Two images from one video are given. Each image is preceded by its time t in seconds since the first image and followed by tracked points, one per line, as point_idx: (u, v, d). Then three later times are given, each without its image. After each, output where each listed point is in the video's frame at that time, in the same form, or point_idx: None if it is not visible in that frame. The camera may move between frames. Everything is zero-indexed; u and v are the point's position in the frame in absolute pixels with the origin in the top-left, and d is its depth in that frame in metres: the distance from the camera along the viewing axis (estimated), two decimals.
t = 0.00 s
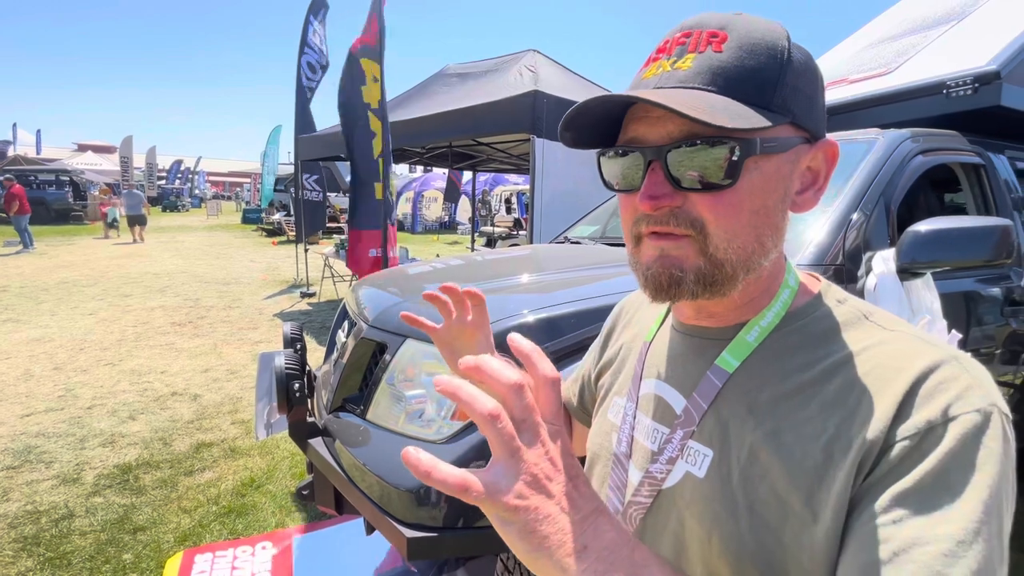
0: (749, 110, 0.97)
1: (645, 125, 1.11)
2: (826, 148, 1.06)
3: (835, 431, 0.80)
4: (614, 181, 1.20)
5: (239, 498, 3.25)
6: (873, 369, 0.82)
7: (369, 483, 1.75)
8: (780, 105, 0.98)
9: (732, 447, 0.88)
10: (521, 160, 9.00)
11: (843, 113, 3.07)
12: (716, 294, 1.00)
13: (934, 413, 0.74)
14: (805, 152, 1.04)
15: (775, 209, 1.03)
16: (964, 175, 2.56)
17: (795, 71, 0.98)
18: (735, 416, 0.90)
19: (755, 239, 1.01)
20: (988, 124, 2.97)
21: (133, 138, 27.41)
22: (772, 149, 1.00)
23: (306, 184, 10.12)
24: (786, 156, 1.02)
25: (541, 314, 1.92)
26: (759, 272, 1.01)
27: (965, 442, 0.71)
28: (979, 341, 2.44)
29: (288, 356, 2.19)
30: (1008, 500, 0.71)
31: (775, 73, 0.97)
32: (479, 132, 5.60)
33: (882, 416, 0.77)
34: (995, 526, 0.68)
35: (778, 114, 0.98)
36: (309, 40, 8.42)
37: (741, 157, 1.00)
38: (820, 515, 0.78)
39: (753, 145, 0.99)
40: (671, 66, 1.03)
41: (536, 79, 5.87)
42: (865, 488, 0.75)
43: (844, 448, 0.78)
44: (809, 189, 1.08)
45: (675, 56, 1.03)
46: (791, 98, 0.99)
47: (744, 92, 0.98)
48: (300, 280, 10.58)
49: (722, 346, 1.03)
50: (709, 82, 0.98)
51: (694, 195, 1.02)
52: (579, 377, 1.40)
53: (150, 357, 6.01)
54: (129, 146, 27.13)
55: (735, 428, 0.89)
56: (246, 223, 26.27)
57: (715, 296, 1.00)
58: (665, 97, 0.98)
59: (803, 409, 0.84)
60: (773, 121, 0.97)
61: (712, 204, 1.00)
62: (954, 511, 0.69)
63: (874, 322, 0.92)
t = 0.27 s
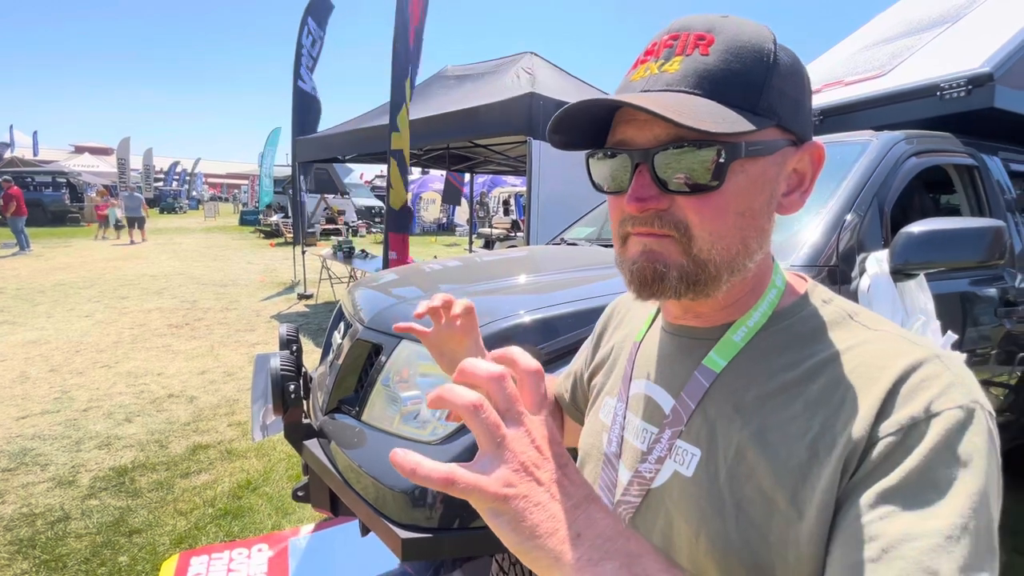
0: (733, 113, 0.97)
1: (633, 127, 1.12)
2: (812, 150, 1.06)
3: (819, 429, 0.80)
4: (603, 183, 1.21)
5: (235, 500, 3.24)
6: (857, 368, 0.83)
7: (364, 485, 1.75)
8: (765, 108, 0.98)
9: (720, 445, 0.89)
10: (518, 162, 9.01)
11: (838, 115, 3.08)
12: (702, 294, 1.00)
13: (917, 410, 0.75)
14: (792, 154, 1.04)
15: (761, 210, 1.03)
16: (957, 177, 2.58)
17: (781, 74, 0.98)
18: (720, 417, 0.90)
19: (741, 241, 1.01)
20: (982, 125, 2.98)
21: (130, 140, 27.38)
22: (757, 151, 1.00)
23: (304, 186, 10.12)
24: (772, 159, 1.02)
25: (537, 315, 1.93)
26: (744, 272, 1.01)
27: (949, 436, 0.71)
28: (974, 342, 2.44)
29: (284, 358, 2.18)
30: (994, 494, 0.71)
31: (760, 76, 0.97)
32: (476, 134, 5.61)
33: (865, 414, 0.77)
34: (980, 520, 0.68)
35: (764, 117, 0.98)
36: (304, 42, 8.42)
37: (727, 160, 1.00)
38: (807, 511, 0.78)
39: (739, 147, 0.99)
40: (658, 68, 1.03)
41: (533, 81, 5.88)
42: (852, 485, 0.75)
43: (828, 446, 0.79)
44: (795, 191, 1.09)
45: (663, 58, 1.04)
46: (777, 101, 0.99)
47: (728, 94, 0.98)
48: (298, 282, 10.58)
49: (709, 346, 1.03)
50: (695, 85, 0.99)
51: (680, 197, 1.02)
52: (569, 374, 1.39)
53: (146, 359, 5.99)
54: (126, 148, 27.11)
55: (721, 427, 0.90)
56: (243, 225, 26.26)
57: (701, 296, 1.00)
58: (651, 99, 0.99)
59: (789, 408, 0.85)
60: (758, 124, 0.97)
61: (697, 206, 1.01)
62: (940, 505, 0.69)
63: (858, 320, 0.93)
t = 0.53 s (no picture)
0: (719, 113, 0.97)
1: (621, 127, 1.12)
2: (799, 151, 1.06)
3: (790, 439, 0.81)
4: (592, 183, 1.22)
5: (231, 503, 3.23)
6: (835, 376, 0.83)
7: (358, 487, 1.74)
8: (751, 109, 0.98)
9: (696, 449, 0.89)
10: (515, 164, 9.01)
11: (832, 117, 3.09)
12: (685, 294, 1.00)
13: (887, 430, 0.75)
14: (778, 154, 1.04)
15: (746, 211, 1.03)
16: (951, 178, 2.58)
17: (768, 74, 0.98)
18: (701, 421, 0.91)
19: (726, 241, 1.01)
20: (976, 127, 3.00)
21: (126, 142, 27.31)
22: (742, 151, 1.00)
23: (301, 187, 10.11)
24: (757, 160, 1.02)
25: (533, 315, 1.93)
26: (729, 273, 1.01)
27: (913, 460, 0.72)
28: (969, 342, 2.45)
29: (278, 360, 2.17)
30: (951, 516, 0.72)
31: (745, 77, 0.97)
32: (472, 135, 5.61)
33: (837, 427, 0.78)
34: (931, 543, 0.70)
35: (749, 118, 0.98)
36: (299, 43, 8.43)
37: (710, 161, 1.00)
38: (768, 520, 0.80)
39: (723, 147, 0.99)
40: (645, 68, 1.03)
41: (530, 83, 5.90)
42: (813, 497, 0.77)
43: (797, 457, 0.79)
44: (782, 193, 1.08)
45: (650, 57, 1.04)
46: (762, 102, 0.99)
47: (714, 95, 0.98)
48: (295, 284, 10.56)
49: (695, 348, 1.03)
50: (681, 85, 0.99)
51: (664, 197, 1.03)
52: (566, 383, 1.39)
53: (142, 361, 5.98)
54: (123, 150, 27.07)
55: (701, 431, 0.90)
56: (240, 227, 26.22)
57: (685, 296, 1.01)
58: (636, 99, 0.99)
59: (766, 413, 0.84)
60: (743, 125, 0.97)
61: (681, 206, 1.01)
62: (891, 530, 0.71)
63: (842, 323, 0.93)
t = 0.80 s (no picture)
0: (698, 105, 0.97)
1: (603, 120, 1.13)
2: (783, 148, 1.06)
3: (779, 425, 0.81)
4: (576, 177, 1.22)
5: (227, 505, 3.22)
6: (819, 359, 0.82)
7: (353, 489, 1.74)
8: (730, 102, 0.98)
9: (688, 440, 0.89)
10: (512, 165, 9.02)
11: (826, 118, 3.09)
12: (663, 288, 1.01)
13: (872, 411, 0.75)
14: (761, 151, 1.04)
15: (727, 205, 1.03)
16: (945, 178, 2.59)
17: (750, 68, 0.98)
18: (693, 413, 0.91)
19: (705, 236, 1.01)
20: (970, 127, 3.01)
21: (123, 144, 27.24)
22: (721, 145, 1.00)
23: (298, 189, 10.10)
24: (737, 154, 1.01)
25: (528, 315, 1.93)
26: (710, 270, 1.01)
27: (902, 440, 0.73)
28: (965, 341, 2.45)
29: (273, 362, 2.16)
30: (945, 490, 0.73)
31: (725, 72, 0.97)
32: (469, 137, 5.62)
33: (823, 410, 0.78)
34: (924, 519, 0.71)
35: (728, 111, 0.98)
36: (296, 45, 8.43)
37: (687, 155, 1.00)
38: (765, 506, 0.80)
39: (699, 139, 1.00)
40: (627, 61, 1.04)
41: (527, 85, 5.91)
42: (807, 482, 0.77)
43: (787, 443, 0.80)
44: (767, 190, 1.08)
45: (633, 52, 1.05)
46: (741, 98, 0.99)
47: (693, 89, 0.99)
48: (292, 286, 10.54)
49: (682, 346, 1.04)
50: (661, 76, 1.00)
51: (643, 190, 1.03)
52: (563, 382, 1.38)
53: (139, 364, 5.95)
54: (119, 153, 27.01)
55: (693, 421, 0.90)
56: (237, 229, 26.17)
57: (663, 290, 1.01)
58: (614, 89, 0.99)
59: (754, 402, 0.85)
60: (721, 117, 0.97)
61: (659, 199, 1.02)
62: (889, 509, 0.72)
63: (829, 309, 0.93)
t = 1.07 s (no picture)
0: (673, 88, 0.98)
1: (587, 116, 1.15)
2: (767, 136, 1.06)
3: (782, 428, 0.80)
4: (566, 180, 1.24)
5: (223, 509, 3.21)
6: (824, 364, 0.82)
7: (350, 491, 1.73)
8: (706, 86, 0.99)
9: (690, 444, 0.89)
10: (509, 167, 9.02)
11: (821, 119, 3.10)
12: (650, 274, 1.01)
13: (876, 415, 0.75)
14: (744, 138, 1.04)
15: (714, 189, 1.03)
16: (939, 179, 2.60)
17: (722, 58, 0.99)
18: (694, 416, 0.90)
19: (692, 220, 1.01)
20: (964, 128, 3.02)
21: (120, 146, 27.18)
22: (702, 129, 1.01)
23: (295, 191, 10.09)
24: (720, 138, 1.02)
25: (526, 316, 1.93)
26: (701, 256, 1.01)
27: (905, 445, 0.72)
28: (961, 341, 2.46)
29: (268, 363, 2.14)
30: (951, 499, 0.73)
31: (700, 58, 0.98)
32: (466, 138, 5.62)
33: (826, 415, 0.78)
34: (929, 526, 0.70)
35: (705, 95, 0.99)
36: (293, 47, 8.44)
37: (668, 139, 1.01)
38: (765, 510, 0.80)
39: (679, 121, 1.01)
40: (603, 59, 1.06)
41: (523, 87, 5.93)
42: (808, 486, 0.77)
43: (789, 446, 0.79)
44: (755, 178, 1.08)
45: (610, 52, 1.07)
46: (718, 81, 0.99)
47: (670, 77, 0.99)
48: (289, 288, 10.52)
49: (683, 348, 1.03)
50: (638, 68, 1.01)
51: (628, 180, 1.05)
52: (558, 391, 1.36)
53: (135, 367, 5.93)
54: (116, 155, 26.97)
55: (694, 425, 0.90)
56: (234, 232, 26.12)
57: (649, 276, 1.01)
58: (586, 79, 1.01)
59: (758, 405, 0.84)
60: (697, 97, 0.97)
61: (643, 186, 1.03)
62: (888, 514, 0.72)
63: (832, 313, 0.93)
